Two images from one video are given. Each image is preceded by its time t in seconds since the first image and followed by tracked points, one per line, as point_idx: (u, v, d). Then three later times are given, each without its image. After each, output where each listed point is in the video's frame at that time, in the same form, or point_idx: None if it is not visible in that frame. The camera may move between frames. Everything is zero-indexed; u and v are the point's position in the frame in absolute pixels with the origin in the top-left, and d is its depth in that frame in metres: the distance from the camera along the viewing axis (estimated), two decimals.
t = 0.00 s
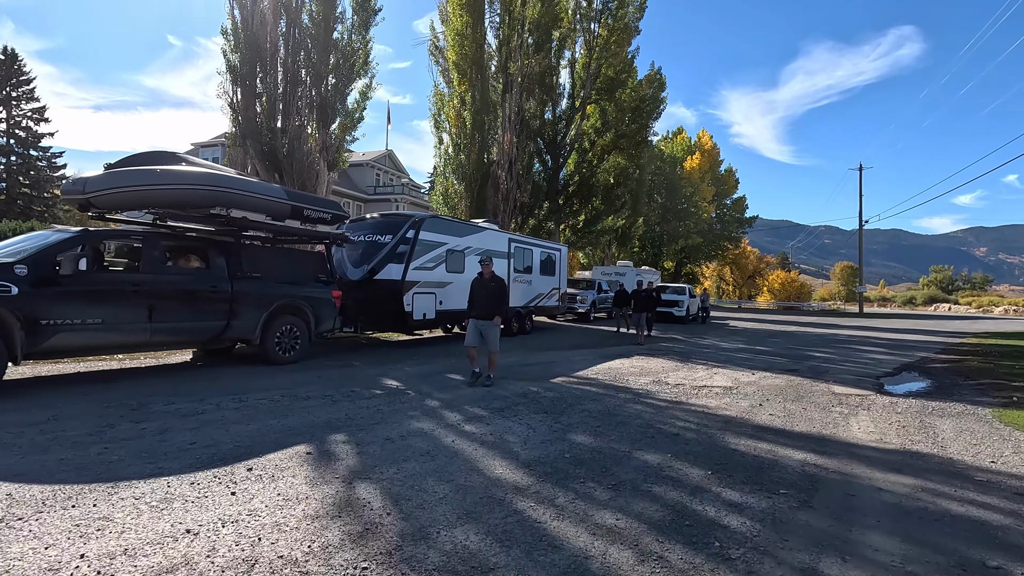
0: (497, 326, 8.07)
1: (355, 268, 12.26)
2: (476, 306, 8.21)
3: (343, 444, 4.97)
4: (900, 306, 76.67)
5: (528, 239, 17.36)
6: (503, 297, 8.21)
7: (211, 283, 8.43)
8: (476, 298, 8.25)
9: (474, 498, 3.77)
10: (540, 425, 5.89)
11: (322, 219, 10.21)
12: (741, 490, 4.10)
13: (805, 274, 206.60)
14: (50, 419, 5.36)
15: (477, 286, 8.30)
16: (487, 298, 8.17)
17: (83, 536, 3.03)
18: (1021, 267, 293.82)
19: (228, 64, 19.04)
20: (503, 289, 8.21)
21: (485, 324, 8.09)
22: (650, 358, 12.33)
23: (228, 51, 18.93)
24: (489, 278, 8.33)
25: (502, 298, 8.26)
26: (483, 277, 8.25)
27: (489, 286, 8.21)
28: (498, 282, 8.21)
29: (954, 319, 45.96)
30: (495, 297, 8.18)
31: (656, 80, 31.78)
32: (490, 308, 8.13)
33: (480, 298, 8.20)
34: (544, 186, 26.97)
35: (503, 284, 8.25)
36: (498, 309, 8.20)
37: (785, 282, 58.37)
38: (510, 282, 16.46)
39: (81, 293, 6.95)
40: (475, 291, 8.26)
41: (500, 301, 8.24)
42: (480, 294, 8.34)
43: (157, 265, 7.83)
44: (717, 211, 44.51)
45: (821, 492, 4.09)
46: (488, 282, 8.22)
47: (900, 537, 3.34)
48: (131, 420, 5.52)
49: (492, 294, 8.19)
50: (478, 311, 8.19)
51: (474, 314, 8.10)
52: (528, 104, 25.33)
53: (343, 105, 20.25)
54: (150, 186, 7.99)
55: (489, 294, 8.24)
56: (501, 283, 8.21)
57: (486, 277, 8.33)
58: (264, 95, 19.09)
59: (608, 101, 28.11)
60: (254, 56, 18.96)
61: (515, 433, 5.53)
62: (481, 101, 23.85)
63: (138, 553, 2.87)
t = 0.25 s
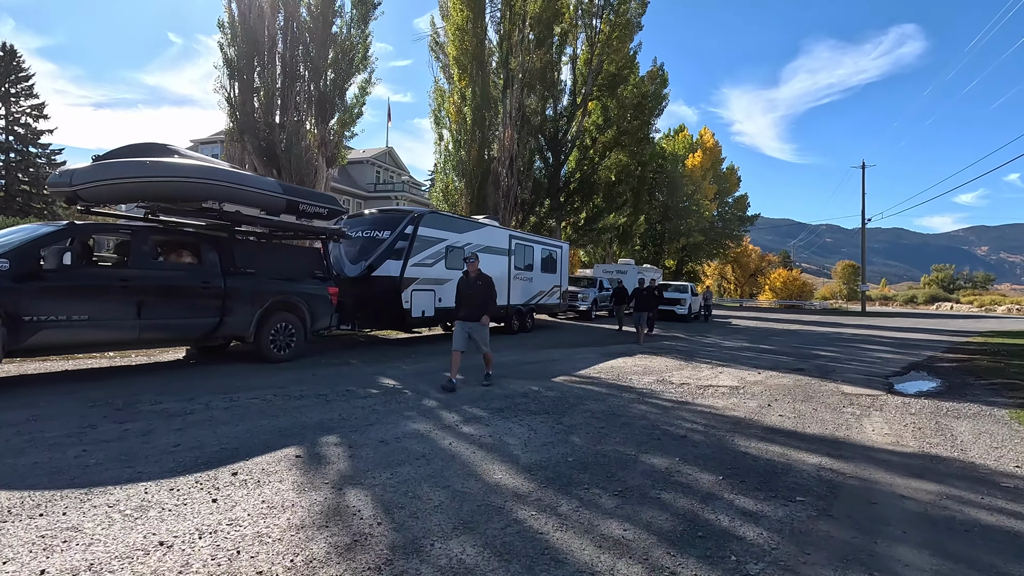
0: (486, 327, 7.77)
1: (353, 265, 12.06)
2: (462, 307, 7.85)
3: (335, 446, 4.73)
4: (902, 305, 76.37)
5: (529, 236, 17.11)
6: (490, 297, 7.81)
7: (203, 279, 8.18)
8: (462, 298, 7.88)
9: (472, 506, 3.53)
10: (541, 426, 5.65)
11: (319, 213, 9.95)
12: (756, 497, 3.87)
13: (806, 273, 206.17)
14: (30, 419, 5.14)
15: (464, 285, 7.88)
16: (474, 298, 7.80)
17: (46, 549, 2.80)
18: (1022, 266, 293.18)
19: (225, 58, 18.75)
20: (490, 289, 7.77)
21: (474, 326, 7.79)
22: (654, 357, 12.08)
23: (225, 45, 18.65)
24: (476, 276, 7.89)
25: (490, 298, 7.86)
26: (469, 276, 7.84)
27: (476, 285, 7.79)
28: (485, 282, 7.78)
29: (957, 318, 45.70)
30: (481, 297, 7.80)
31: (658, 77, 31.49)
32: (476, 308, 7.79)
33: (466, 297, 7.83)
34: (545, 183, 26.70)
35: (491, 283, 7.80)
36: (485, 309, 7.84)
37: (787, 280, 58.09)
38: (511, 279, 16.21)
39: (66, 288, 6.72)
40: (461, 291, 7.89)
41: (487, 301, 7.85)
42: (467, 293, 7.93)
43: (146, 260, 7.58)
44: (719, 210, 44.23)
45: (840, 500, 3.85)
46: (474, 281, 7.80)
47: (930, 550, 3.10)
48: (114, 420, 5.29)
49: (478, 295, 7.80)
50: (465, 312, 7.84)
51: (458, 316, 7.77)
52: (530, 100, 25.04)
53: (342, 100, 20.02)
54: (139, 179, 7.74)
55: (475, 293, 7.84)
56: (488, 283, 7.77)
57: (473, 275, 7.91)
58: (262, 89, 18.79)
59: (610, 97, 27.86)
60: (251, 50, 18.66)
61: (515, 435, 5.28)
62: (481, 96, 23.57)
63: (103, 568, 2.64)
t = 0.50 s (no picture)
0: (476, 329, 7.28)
1: (353, 264, 11.84)
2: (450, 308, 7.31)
3: (329, 455, 4.52)
4: (905, 305, 75.99)
5: (531, 235, 16.88)
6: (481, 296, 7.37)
7: (197, 279, 7.96)
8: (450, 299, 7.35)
9: (471, 524, 3.30)
10: (545, 434, 5.43)
11: (317, 212, 9.73)
12: (773, 513, 3.64)
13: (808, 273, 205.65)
14: (12, 426, 4.93)
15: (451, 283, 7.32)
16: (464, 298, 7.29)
17: None
18: None
19: (223, 55, 18.49)
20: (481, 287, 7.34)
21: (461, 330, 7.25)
22: (658, 359, 11.85)
23: (224, 41, 18.38)
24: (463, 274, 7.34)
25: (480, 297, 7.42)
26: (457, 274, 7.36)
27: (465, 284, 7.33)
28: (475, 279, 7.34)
29: (961, 318, 45.40)
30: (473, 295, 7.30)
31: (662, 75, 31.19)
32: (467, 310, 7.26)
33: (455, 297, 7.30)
34: (547, 182, 26.46)
35: (480, 280, 7.40)
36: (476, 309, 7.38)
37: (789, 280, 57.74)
38: (513, 279, 15.99)
39: (54, 288, 6.50)
40: (450, 290, 7.37)
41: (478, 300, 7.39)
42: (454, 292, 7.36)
43: (137, 260, 7.36)
44: (721, 209, 43.96)
45: (864, 517, 3.62)
46: (463, 279, 7.27)
47: None
48: (99, 427, 5.07)
49: (469, 293, 7.31)
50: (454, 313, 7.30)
51: (449, 317, 7.18)
52: (532, 98, 24.76)
53: (342, 98, 19.79)
54: (131, 176, 7.52)
55: (464, 293, 7.37)
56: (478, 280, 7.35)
57: (460, 273, 7.37)
58: (260, 87, 18.52)
59: (613, 96, 27.58)
60: (249, 46, 18.36)
61: (517, 443, 5.06)
62: (483, 94, 23.31)
63: None
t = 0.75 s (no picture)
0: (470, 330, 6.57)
1: (352, 261, 11.63)
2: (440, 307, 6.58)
3: (323, 459, 4.32)
4: (908, 304, 75.56)
5: (533, 232, 16.66)
6: (476, 295, 6.63)
7: (191, 275, 7.76)
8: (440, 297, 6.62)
9: (471, 536, 3.11)
10: (548, 436, 5.23)
11: (315, 207, 9.56)
12: (790, 523, 3.44)
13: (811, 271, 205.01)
14: None
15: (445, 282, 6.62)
16: (455, 297, 6.55)
17: None
18: None
19: (223, 49, 18.26)
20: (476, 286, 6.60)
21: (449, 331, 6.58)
22: (663, 358, 11.63)
23: (223, 36, 18.16)
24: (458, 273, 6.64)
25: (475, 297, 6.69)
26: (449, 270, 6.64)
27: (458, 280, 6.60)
28: (470, 277, 6.62)
29: (965, 318, 45.09)
30: (466, 294, 6.57)
31: (665, 71, 30.91)
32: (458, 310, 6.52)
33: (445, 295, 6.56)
34: (550, 179, 26.25)
35: (476, 280, 6.65)
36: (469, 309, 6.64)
37: (793, 279, 57.33)
38: (515, 277, 15.77)
39: (42, 285, 6.32)
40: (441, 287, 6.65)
41: (472, 300, 6.65)
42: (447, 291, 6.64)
43: (129, 256, 7.17)
44: (724, 207, 43.67)
45: (887, 528, 3.41)
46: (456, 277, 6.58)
47: None
48: (85, 429, 4.89)
49: (461, 292, 6.57)
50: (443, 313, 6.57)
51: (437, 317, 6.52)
52: (535, 93, 24.50)
53: (343, 93, 19.59)
54: (122, 169, 7.31)
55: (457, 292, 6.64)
56: (473, 279, 6.61)
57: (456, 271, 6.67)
58: (260, 82, 18.31)
59: (616, 92, 27.33)
60: (249, 40, 18.13)
61: (519, 447, 4.86)
62: (485, 89, 23.05)
63: None
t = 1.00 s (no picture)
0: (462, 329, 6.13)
1: (350, 257, 11.43)
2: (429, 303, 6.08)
3: (312, 463, 4.12)
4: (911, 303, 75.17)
5: (534, 229, 16.44)
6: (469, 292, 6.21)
7: (182, 271, 7.56)
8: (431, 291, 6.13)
9: (465, 549, 2.89)
10: (548, 438, 5.02)
11: (311, 201, 9.34)
12: (806, 534, 3.22)
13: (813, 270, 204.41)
14: None
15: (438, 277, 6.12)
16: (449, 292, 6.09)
17: None
18: None
19: (220, 43, 18.00)
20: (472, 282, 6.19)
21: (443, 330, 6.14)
22: (666, 357, 11.40)
23: (220, 29, 17.91)
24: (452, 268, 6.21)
25: (466, 294, 6.28)
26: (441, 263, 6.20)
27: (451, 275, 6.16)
28: (464, 273, 6.21)
29: (970, 317, 44.76)
30: (459, 290, 6.11)
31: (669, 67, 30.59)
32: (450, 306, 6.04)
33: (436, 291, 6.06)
34: (551, 176, 26.16)
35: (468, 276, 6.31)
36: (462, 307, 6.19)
37: (795, 277, 56.98)
38: (516, 274, 15.56)
39: (26, 280, 6.12)
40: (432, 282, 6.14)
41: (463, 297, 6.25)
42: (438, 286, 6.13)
43: (119, 250, 6.97)
44: (727, 205, 43.38)
45: (910, 541, 3.19)
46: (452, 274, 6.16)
47: None
48: (65, 430, 4.68)
49: (454, 287, 6.11)
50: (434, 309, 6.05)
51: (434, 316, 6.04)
52: (536, 89, 24.23)
53: (342, 87, 19.35)
54: (111, 161, 7.11)
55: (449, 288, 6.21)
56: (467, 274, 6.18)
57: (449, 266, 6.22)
58: (258, 76, 18.06)
59: (618, 88, 27.07)
60: (247, 33, 17.88)
61: (519, 450, 4.64)
62: (486, 85, 22.78)
63: None
